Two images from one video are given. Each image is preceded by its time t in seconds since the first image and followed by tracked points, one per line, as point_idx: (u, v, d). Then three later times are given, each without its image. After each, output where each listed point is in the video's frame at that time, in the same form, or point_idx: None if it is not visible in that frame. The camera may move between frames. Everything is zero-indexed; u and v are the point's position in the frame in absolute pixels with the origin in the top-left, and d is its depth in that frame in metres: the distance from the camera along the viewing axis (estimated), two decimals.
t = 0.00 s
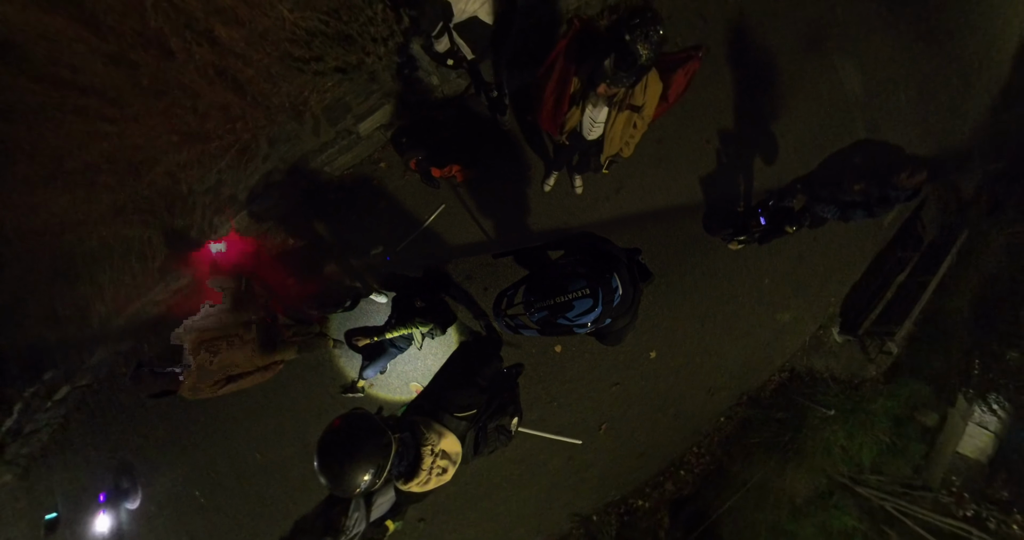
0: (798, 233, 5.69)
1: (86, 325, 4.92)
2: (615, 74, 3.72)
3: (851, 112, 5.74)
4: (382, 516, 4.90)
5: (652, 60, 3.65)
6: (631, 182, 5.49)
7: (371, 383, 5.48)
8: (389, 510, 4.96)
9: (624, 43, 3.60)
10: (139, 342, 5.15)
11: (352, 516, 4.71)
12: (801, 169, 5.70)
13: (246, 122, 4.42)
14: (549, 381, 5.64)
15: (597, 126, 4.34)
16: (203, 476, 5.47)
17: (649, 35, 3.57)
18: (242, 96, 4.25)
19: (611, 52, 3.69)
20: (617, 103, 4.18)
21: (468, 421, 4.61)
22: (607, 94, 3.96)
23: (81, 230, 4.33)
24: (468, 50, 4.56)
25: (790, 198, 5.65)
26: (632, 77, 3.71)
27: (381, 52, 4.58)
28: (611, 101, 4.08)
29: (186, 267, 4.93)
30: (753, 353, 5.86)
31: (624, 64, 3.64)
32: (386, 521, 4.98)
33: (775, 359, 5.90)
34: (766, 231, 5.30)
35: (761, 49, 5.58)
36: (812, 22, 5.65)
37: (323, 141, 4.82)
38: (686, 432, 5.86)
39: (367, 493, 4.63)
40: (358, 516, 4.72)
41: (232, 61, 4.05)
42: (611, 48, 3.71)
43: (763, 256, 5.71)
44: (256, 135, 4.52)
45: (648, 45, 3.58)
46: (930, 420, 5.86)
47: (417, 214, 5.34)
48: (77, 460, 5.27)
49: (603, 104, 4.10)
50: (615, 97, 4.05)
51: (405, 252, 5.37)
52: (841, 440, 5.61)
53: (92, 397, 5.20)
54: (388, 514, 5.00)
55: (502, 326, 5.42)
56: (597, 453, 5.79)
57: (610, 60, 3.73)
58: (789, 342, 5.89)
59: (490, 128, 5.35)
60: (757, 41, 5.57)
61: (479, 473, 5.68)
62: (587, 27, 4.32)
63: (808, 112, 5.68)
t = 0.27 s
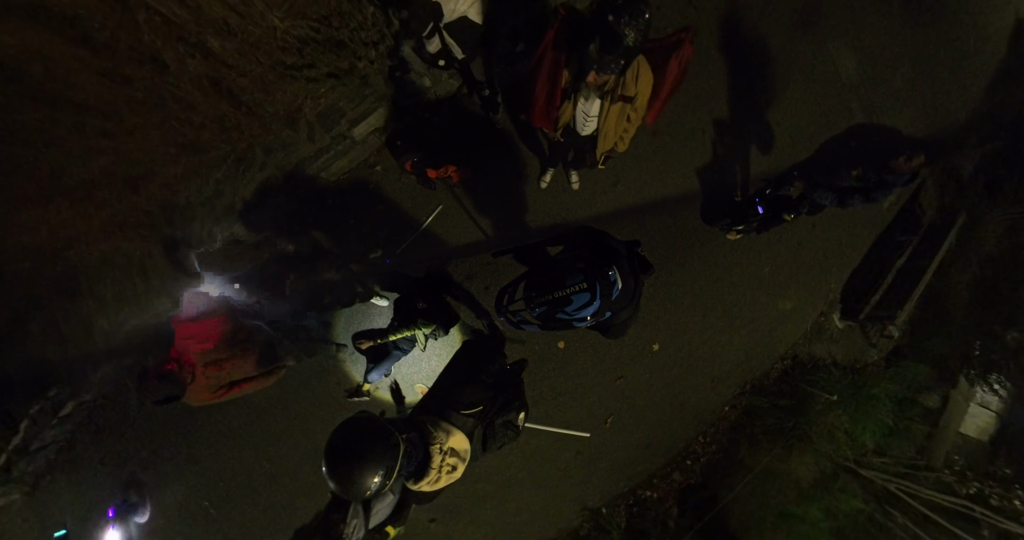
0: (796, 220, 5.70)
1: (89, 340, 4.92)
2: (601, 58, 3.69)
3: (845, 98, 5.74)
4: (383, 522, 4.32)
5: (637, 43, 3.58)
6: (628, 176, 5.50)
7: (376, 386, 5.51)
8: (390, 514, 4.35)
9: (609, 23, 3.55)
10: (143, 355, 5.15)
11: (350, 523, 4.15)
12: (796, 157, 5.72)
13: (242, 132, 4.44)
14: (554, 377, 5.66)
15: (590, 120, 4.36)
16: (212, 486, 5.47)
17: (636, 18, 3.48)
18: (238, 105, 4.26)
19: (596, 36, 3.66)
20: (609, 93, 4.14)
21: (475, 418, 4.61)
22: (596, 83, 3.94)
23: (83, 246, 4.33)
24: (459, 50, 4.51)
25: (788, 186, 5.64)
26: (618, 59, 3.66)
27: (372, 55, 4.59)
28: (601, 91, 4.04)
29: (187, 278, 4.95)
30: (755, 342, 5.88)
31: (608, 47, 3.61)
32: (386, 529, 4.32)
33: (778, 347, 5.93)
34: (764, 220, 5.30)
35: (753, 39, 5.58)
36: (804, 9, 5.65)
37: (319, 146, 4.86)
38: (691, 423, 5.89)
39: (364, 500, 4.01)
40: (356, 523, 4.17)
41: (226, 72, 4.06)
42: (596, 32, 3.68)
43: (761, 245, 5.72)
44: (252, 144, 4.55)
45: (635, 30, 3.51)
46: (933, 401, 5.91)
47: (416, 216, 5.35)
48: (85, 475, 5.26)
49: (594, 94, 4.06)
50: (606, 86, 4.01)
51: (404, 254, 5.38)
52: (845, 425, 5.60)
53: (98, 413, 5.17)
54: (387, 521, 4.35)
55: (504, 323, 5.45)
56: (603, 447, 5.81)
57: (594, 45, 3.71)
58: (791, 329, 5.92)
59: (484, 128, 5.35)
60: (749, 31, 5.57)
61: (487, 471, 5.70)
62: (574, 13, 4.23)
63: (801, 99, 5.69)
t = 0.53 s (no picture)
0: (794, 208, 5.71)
1: (91, 355, 4.92)
2: (587, 52, 3.71)
3: (838, 85, 5.75)
4: (386, 526, 4.25)
5: (623, 34, 3.79)
6: (623, 170, 5.52)
7: (381, 389, 5.54)
8: (391, 518, 4.27)
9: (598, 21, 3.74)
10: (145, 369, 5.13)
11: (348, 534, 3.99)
12: (791, 146, 5.74)
13: (237, 142, 4.46)
14: (557, 374, 5.68)
15: (583, 117, 4.25)
16: (222, 496, 5.48)
17: (621, 10, 3.73)
18: (232, 116, 4.29)
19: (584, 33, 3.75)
20: (599, 88, 4.03)
21: (480, 417, 4.43)
22: (585, 78, 3.86)
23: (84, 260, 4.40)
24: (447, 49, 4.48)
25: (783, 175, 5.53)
26: (605, 53, 3.70)
27: (363, 61, 4.60)
28: (591, 86, 3.94)
29: (186, 292, 4.92)
30: (757, 331, 5.90)
31: (593, 42, 3.67)
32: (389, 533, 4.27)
33: (779, 336, 5.94)
34: (762, 210, 5.30)
35: (744, 30, 5.58)
36: None
37: (314, 154, 4.79)
38: (696, 415, 5.91)
39: (365, 508, 3.89)
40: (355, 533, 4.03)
41: (220, 84, 4.11)
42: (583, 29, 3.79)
43: (760, 234, 5.74)
44: (248, 154, 4.57)
45: (620, 20, 3.75)
46: (935, 384, 5.94)
47: (413, 219, 5.36)
48: (94, 491, 5.27)
49: (584, 92, 3.98)
50: (595, 81, 3.91)
51: (404, 257, 5.39)
52: (848, 411, 5.72)
53: (102, 428, 5.19)
54: (390, 525, 4.28)
55: (506, 321, 5.45)
56: (609, 441, 5.84)
57: (580, 40, 3.75)
58: (792, 318, 5.94)
59: (478, 129, 5.34)
60: (740, 22, 5.57)
61: (495, 470, 5.73)
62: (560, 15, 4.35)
63: (795, 88, 5.70)
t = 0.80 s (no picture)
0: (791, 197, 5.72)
1: (95, 371, 4.93)
2: (575, 50, 3.77)
3: (831, 73, 5.76)
4: (391, 530, 4.22)
5: (612, 32, 3.75)
6: (619, 165, 5.53)
7: (386, 394, 5.55)
8: (395, 523, 4.23)
9: (585, 17, 3.68)
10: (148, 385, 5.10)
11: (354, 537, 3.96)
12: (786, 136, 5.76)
13: (233, 154, 4.45)
14: (561, 371, 5.70)
15: (574, 114, 4.32)
16: (231, 506, 5.49)
17: (610, 8, 3.63)
18: (226, 128, 4.30)
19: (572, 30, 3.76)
20: (590, 86, 4.07)
21: (484, 417, 4.45)
22: (577, 77, 3.91)
23: (83, 278, 4.38)
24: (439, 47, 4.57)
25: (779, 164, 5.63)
26: (594, 51, 3.74)
27: (355, 68, 4.61)
28: (583, 84, 3.99)
29: (187, 304, 4.92)
30: (758, 321, 5.92)
31: (584, 39, 3.70)
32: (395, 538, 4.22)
33: (780, 325, 5.96)
34: (761, 199, 5.29)
35: (736, 22, 5.59)
36: None
37: (309, 161, 4.84)
38: (700, 407, 5.93)
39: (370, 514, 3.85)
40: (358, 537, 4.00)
41: (214, 96, 4.12)
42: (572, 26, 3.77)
43: (758, 225, 5.75)
44: (244, 165, 4.57)
45: (610, 19, 3.67)
46: (937, 367, 5.97)
47: (411, 222, 5.35)
48: (101, 507, 5.26)
49: (576, 89, 4.00)
50: (587, 79, 3.96)
51: (404, 262, 5.38)
52: (850, 397, 5.74)
53: (108, 444, 5.16)
54: (397, 529, 4.27)
55: (507, 321, 5.46)
56: (615, 437, 5.86)
57: (570, 38, 3.78)
58: (792, 306, 5.95)
59: (472, 130, 5.33)
60: (731, 14, 5.58)
61: (502, 469, 5.75)
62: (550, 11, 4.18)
63: (788, 78, 5.71)
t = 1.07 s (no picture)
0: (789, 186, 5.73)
1: (104, 385, 4.97)
2: (573, 53, 3.69)
3: (824, 62, 5.78)
4: (410, 530, 4.19)
5: (606, 32, 3.66)
6: (616, 161, 5.56)
7: (393, 397, 5.57)
8: (415, 521, 4.21)
9: (577, 19, 3.64)
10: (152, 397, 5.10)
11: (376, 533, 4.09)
12: (781, 126, 5.78)
13: (232, 164, 4.51)
14: (566, 368, 5.73)
15: (570, 113, 4.31)
16: (241, 516, 5.49)
17: (601, 7, 3.58)
18: (226, 140, 4.40)
19: (567, 32, 3.69)
20: (585, 84, 4.07)
21: (492, 415, 4.48)
22: (572, 77, 3.88)
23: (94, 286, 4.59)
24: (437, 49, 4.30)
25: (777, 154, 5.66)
26: (591, 51, 3.67)
27: (348, 75, 4.60)
28: (578, 84, 3.98)
29: (192, 315, 4.96)
30: (760, 311, 5.95)
31: (579, 41, 3.63)
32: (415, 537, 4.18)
33: (781, 314, 5.99)
34: (758, 190, 5.34)
35: (727, 15, 5.62)
36: None
37: (308, 170, 4.79)
38: (704, 398, 5.97)
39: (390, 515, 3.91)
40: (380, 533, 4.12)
41: (211, 109, 4.26)
42: (566, 28, 3.72)
43: (755, 215, 5.78)
44: (243, 175, 4.59)
45: (603, 19, 3.61)
46: (938, 350, 6.02)
47: (411, 226, 5.34)
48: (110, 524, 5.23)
49: (571, 87, 4.02)
50: (582, 78, 3.94)
51: (405, 265, 5.38)
52: (852, 382, 5.77)
53: (115, 460, 5.14)
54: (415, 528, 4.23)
55: (510, 319, 5.49)
56: (622, 431, 5.89)
57: (565, 40, 3.72)
58: (793, 295, 5.98)
59: (468, 132, 5.33)
60: (722, 7, 5.61)
61: (510, 468, 5.79)
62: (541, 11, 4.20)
63: (781, 68, 5.74)
